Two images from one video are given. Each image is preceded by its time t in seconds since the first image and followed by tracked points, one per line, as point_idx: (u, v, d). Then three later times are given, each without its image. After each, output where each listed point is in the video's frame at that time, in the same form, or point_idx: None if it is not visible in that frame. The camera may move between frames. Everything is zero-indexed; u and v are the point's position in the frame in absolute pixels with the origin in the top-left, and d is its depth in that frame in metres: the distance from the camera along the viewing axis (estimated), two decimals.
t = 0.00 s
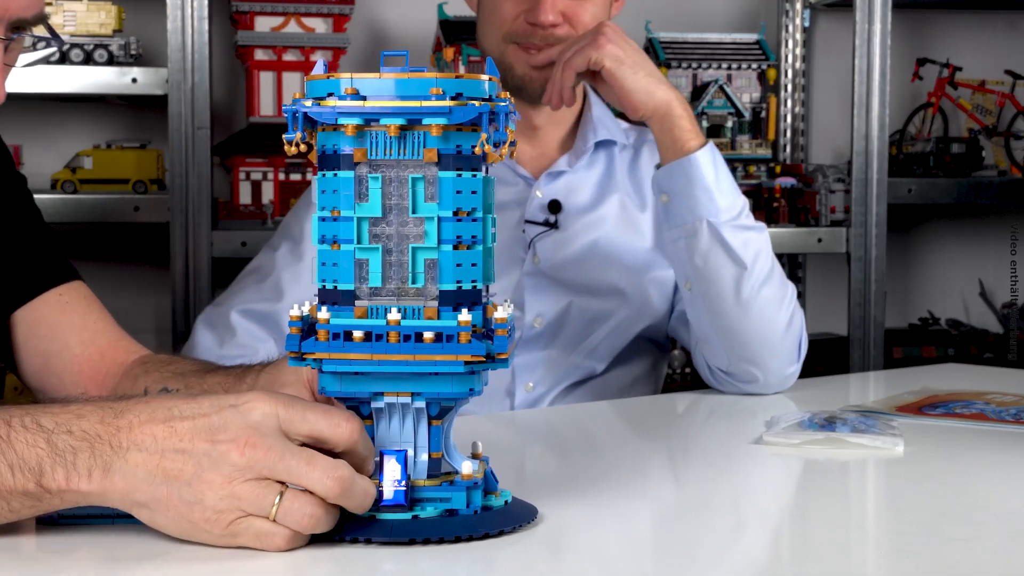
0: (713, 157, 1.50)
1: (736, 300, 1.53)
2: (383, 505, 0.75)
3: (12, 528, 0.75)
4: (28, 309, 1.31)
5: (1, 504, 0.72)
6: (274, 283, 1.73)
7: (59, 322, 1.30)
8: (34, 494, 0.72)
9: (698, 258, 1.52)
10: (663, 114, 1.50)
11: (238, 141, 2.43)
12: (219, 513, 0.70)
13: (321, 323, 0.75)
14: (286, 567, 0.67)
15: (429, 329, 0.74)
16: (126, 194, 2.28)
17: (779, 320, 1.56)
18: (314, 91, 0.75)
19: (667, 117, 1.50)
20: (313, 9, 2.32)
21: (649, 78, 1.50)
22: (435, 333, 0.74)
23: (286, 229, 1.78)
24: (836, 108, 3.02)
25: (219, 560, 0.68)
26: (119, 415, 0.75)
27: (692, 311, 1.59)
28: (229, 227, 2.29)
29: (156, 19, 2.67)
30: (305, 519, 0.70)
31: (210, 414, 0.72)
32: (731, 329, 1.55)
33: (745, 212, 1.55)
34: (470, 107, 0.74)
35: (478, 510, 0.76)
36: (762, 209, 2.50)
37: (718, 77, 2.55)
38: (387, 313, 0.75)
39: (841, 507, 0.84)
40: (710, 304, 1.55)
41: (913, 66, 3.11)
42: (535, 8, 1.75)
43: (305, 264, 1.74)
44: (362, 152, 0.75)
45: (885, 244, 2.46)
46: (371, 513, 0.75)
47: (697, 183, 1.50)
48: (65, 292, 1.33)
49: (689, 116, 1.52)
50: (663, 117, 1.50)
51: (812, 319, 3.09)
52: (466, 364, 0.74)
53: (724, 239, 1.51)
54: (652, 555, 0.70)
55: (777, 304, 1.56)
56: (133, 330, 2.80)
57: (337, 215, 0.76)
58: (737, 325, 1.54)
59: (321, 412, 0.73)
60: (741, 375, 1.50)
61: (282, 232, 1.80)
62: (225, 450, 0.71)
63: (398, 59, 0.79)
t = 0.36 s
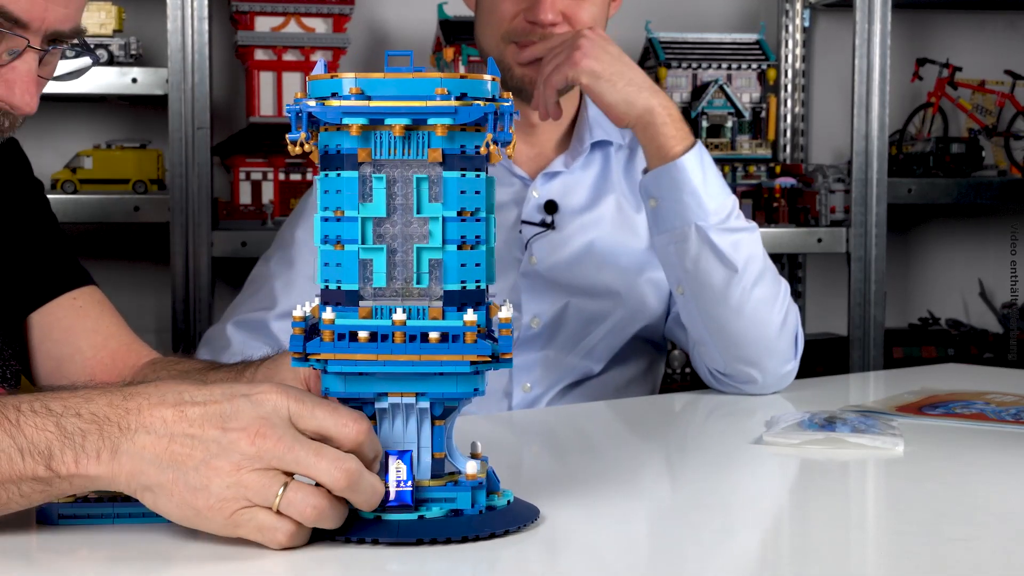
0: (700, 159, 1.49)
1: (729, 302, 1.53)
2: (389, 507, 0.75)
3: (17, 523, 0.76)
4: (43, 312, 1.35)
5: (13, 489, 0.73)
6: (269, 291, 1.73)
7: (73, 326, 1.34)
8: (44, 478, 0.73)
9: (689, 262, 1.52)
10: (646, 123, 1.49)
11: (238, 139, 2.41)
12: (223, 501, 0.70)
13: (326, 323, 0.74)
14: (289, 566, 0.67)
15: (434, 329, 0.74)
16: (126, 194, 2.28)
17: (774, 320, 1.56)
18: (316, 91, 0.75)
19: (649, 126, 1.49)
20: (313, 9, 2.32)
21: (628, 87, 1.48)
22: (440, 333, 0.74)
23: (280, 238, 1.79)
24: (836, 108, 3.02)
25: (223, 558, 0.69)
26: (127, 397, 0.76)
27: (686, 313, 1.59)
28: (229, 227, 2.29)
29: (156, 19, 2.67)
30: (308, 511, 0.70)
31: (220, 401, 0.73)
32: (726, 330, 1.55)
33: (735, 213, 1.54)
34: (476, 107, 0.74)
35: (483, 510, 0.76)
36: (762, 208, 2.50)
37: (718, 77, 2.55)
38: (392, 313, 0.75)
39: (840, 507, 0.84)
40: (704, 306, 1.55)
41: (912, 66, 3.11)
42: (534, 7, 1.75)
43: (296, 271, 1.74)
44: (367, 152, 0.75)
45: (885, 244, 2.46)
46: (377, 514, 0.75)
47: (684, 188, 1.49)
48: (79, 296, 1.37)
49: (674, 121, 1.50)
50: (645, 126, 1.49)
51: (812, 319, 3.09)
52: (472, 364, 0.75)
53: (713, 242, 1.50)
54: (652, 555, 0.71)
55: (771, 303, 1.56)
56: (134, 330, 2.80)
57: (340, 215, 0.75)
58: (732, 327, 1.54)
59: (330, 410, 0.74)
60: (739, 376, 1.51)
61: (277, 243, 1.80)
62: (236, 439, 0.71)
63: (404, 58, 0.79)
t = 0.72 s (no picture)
0: (700, 159, 1.49)
1: (729, 302, 1.53)
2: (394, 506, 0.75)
3: (11, 529, 0.75)
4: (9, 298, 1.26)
5: None
6: (270, 290, 1.73)
7: (40, 312, 1.25)
8: (7, 506, 0.71)
9: (689, 261, 1.52)
10: (646, 121, 1.49)
11: (237, 141, 2.42)
12: (191, 505, 0.70)
13: (332, 323, 0.74)
14: (288, 566, 0.67)
15: (441, 329, 0.74)
16: (126, 195, 2.28)
17: (774, 320, 1.56)
18: (324, 91, 0.75)
19: (650, 124, 1.49)
20: (313, 9, 2.32)
21: (631, 84, 1.48)
22: (447, 332, 0.74)
23: (282, 237, 1.79)
24: (836, 108, 3.02)
25: (221, 559, 0.68)
26: (86, 424, 0.75)
27: (686, 314, 1.58)
28: (229, 227, 2.29)
29: (156, 20, 2.67)
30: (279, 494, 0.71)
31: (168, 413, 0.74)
32: (726, 330, 1.55)
33: (736, 213, 1.54)
34: (483, 107, 0.75)
35: (488, 510, 0.76)
36: (762, 208, 2.51)
37: (718, 77, 2.55)
38: (399, 313, 0.75)
39: (840, 507, 0.84)
40: (703, 306, 1.55)
41: (913, 66, 3.11)
42: (535, 8, 1.75)
43: (296, 271, 1.74)
44: (373, 152, 0.75)
45: (885, 244, 2.46)
46: (382, 514, 0.75)
47: (684, 187, 1.49)
48: (46, 282, 1.29)
49: (675, 120, 1.51)
50: (646, 125, 1.49)
51: (812, 319, 3.09)
52: (478, 364, 0.75)
53: (713, 242, 1.50)
54: (651, 554, 0.70)
55: (771, 303, 1.56)
56: (133, 331, 2.79)
57: (345, 215, 0.75)
58: (732, 327, 1.54)
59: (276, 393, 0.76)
60: (739, 376, 1.51)
61: (278, 243, 1.80)
62: (188, 442, 0.72)
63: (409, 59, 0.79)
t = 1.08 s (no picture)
0: (709, 157, 1.49)
1: (734, 301, 1.53)
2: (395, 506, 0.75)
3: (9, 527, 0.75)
4: None
5: None
6: (272, 289, 1.73)
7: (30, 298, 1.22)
8: (10, 496, 0.74)
9: (695, 259, 1.52)
10: (660, 116, 1.49)
11: (236, 141, 2.41)
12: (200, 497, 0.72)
13: (334, 323, 0.74)
14: (290, 566, 0.67)
15: (442, 329, 0.74)
16: (126, 195, 2.28)
17: (778, 320, 1.56)
18: (325, 91, 0.75)
19: (664, 118, 1.49)
20: (313, 9, 2.32)
21: (648, 78, 1.50)
22: (449, 332, 0.74)
23: (284, 236, 1.79)
24: (836, 108, 3.02)
25: (225, 558, 0.68)
26: (73, 423, 0.73)
27: (689, 311, 1.58)
28: (229, 227, 2.29)
29: (156, 21, 2.67)
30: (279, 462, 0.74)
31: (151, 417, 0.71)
32: (730, 329, 1.55)
33: (743, 212, 1.54)
34: (484, 106, 0.75)
35: (489, 509, 0.76)
36: (762, 208, 2.51)
37: (718, 77, 2.55)
38: (400, 313, 0.75)
39: (841, 507, 0.84)
40: (708, 304, 1.55)
41: (913, 66, 3.11)
42: (535, 9, 1.74)
43: (298, 270, 1.74)
44: (374, 152, 0.75)
45: (886, 244, 2.46)
46: (383, 514, 0.75)
47: (694, 185, 1.49)
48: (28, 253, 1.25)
49: (687, 117, 1.51)
50: (660, 119, 1.49)
51: (812, 319, 3.09)
52: (480, 364, 0.74)
53: (720, 238, 1.50)
54: (651, 554, 0.70)
55: (775, 302, 1.56)
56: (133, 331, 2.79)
57: (345, 215, 0.75)
58: (736, 326, 1.55)
59: (253, 404, 0.71)
60: (740, 375, 1.51)
61: (280, 242, 1.80)
62: (183, 453, 0.71)
63: (412, 58, 0.78)
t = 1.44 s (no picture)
0: (700, 161, 1.49)
1: (732, 303, 1.54)
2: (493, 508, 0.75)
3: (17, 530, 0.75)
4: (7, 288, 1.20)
5: (21, 515, 0.74)
6: (275, 288, 1.73)
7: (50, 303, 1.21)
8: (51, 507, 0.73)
9: (691, 263, 1.52)
10: (650, 122, 1.50)
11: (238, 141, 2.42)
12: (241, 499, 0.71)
13: (433, 325, 0.71)
14: (304, 569, 0.67)
15: (526, 327, 0.74)
16: (128, 195, 2.28)
17: (776, 321, 1.57)
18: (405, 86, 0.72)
19: (654, 125, 1.50)
20: (315, 9, 2.32)
21: (631, 87, 1.50)
22: (533, 329, 0.74)
23: (286, 235, 1.79)
24: (837, 109, 3.03)
25: (231, 561, 0.68)
26: (105, 444, 0.71)
27: (687, 316, 1.58)
28: (231, 227, 2.29)
29: (159, 21, 2.67)
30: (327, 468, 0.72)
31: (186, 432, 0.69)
32: (729, 331, 1.55)
33: (737, 213, 1.54)
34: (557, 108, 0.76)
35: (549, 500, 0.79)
36: (763, 209, 2.52)
37: (719, 77, 2.55)
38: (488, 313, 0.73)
39: (840, 507, 0.84)
40: (706, 306, 1.55)
41: (914, 66, 3.11)
42: (546, 7, 1.75)
43: (302, 270, 1.74)
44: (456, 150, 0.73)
45: (887, 244, 2.46)
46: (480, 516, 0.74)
47: (686, 190, 1.49)
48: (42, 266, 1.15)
49: (676, 122, 1.52)
50: (650, 126, 1.50)
51: (814, 319, 3.09)
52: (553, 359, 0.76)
53: (715, 243, 1.50)
54: (654, 553, 0.70)
55: (773, 303, 1.56)
56: (136, 331, 2.79)
57: (413, 214, 0.73)
58: (735, 327, 1.55)
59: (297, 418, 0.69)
60: (741, 377, 1.51)
61: (283, 241, 1.80)
62: (228, 470, 0.69)
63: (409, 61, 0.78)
